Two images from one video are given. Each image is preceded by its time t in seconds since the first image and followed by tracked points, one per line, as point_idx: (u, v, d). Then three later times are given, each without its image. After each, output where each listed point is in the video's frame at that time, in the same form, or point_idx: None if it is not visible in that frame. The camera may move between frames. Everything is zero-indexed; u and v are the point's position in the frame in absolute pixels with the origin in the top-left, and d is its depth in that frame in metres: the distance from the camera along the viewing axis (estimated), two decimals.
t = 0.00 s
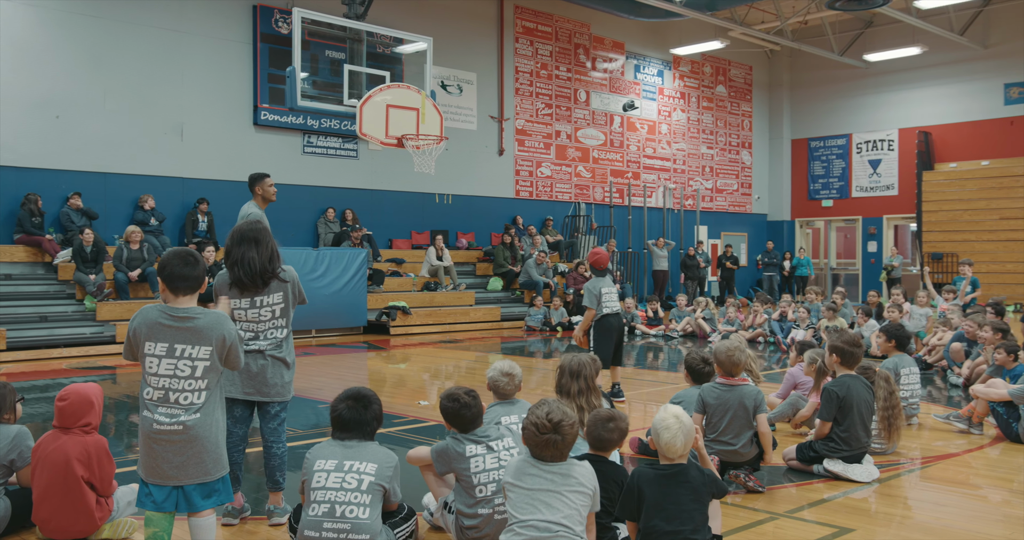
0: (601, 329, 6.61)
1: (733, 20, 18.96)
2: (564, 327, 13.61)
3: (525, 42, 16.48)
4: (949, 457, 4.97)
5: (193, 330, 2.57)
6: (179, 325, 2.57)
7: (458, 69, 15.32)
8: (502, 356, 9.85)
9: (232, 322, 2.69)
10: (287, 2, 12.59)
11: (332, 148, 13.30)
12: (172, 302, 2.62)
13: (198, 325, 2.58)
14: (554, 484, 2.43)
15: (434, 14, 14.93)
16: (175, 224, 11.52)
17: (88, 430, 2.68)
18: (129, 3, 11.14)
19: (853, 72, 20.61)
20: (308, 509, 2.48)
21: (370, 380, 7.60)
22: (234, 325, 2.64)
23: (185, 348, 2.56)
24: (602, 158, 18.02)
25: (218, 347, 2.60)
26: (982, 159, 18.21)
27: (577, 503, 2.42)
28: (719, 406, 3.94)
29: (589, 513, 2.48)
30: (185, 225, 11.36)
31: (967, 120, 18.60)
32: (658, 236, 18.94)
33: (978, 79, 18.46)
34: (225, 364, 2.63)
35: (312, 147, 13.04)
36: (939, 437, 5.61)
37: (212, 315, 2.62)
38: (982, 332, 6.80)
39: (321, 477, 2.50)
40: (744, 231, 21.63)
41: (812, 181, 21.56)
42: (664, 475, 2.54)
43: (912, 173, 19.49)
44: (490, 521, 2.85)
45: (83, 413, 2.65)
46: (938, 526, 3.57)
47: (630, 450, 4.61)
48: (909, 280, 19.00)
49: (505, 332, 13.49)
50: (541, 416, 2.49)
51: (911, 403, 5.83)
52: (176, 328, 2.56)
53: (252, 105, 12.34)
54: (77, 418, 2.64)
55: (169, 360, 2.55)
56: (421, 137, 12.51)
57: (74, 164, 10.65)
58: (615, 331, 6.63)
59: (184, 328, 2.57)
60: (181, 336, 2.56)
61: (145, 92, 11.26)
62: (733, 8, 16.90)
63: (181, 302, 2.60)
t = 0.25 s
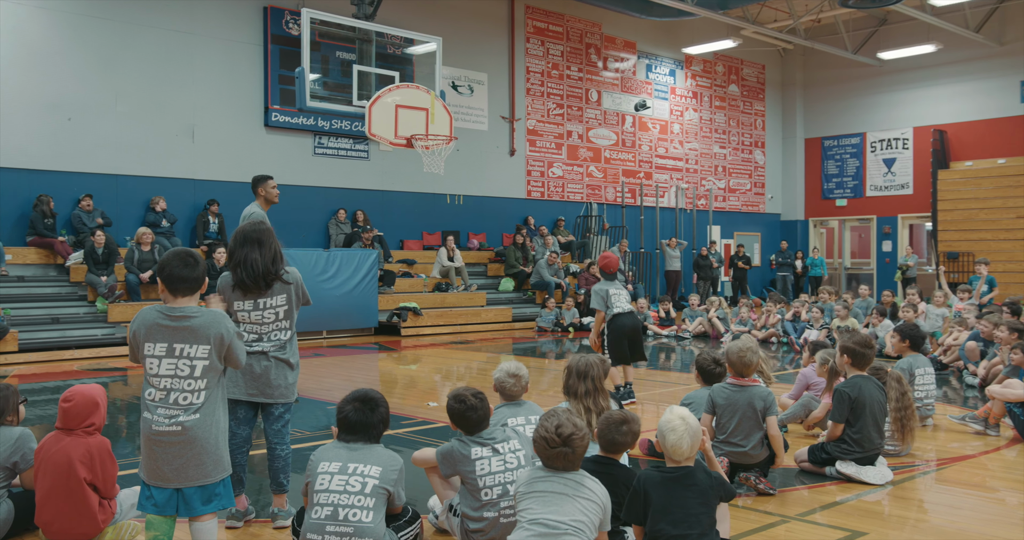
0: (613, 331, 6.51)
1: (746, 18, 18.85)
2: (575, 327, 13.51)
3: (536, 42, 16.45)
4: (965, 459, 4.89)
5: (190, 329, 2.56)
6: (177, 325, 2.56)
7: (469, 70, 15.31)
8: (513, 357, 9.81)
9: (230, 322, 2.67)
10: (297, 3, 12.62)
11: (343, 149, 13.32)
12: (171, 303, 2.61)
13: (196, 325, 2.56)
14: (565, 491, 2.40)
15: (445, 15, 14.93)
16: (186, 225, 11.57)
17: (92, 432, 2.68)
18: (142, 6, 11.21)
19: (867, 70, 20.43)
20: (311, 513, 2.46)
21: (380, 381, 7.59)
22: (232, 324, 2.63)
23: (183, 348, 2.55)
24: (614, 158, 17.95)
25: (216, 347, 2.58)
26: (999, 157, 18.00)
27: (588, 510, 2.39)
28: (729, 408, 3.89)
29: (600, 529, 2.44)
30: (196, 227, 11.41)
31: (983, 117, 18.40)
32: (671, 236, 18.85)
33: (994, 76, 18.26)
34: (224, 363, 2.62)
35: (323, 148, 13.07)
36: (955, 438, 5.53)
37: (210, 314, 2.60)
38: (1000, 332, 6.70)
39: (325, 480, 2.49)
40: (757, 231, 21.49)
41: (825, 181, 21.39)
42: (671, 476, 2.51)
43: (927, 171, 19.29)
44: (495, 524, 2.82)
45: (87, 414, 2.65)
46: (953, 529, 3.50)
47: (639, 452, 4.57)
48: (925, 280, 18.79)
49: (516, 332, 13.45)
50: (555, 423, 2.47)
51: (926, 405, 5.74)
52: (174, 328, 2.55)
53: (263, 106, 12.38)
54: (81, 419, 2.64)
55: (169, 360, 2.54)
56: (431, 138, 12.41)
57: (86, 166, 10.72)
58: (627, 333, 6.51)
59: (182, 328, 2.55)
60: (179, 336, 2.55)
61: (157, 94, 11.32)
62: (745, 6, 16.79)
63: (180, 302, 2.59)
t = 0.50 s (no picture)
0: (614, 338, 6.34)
1: (755, 16, 18.74)
2: (584, 327, 13.46)
3: (544, 41, 16.39)
4: (977, 460, 4.81)
5: (183, 332, 2.53)
6: (170, 328, 2.52)
7: (477, 69, 15.27)
8: (521, 356, 9.77)
9: (224, 322, 2.64)
10: (304, 3, 12.61)
11: (350, 149, 13.31)
12: (164, 305, 2.57)
13: (189, 328, 2.53)
14: (578, 487, 2.38)
15: (452, 14, 14.89)
16: (193, 226, 11.58)
17: (87, 435, 2.67)
18: (149, 7, 11.22)
19: (878, 68, 20.27)
20: (307, 516, 2.42)
21: (385, 382, 7.55)
22: (226, 325, 2.59)
23: (177, 351, 2.52)
24: (623, 157, 17.87)
25: (211, 348, 2.55)
26: (1012, 154, 17.82)
27: (599, 509, 2.35)
28: (735, 409, 3.82)
29: (609, 533, 2.40)
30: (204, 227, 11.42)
31: (995, 114, 18.22)
32: (680, 235, 18.75)
33: (1006, 73, 18.08)
34: (219, 365, 2.59)
35: (331, 148, 13.06)
36: (967, 439, 5.44)
37: (202, 316, 2.56)
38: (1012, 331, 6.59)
39: (322, 483, 2.45)
40: (767, 230, 21.36)
41: (836, 179, 21.23)
42: (672, 480, 2.48)
43: (939, 169, 19.12)
44: (495, 528, 2.79)
45: (80, 416, 2.64)
46: (964, 532, 3.43)
47: (644, 453, 4.52)
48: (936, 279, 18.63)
49: (524, 332, 13.39)
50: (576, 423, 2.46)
51: (937, 405, 5.66)
52: (167, 331, 2.52)
53: (270, 106, 12.38)
54: (75, 422, 2.63)
55: (163, 364, 2.52)
56: (437, 137, 12.48)
57: (93, 167, 10.74)
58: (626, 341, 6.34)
59: (175, 332, 2.52)
60: (172, 340, 2.52)
61: (164, 95, 11.33)
62: (754, 4, 16.68)
63: (173, 304, 2.56)
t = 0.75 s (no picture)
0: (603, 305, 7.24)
1: (762, 12, 18.62)
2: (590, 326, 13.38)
3: (550, 38, 16.31)
4: (988, 461, 4.72)
5: (170, 334, 2.48)
6: (156, 330, 2.48)
7: (482, 67, 15.20)
8: (526, 355, 9.71)
9: (214, 322, 2.59)
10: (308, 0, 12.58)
11: (355, 147, 13.28)
12: (151, 305, 2.53)
13: (177, 329, 2.48)
14: (588, 485, 2.35)
15: (457, 11, 14.82)
16: (197, 225, 11.56)
17: (78, 436, 2.63)
18: (152, 4, 11.19)
19: (886, 64, 20.11)
20: (301, 521, 2.37)
21: (389, 381, 7.50)
22: (216, 326, 2.55)
23: (164, 353, 2.48)
24: (629, 155, 17.79)
25: (199, 350, 2.51)
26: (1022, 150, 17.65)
27: (607, 506, 2.29)
28: (740, 409, 3.76)
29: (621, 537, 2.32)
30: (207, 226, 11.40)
31: (1005, 110, 18.06)
32: (686, 233, 18.65)
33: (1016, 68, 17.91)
34: (209, 367, 2.55)
35: (335, 146, 13.02)
36: (977, 440, 5.35)
37: (191, 316, 2.52)
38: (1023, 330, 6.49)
39: (315, 487, 2.39)
40: (774, 227, 21.23)
41: (844, 176, 21.08)
42: (675, 484, 2.43)
43: (948, 165, 18.96)
44: (494, 532, 2.74)
45: (71, 417, 2.60)
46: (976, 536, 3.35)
47: (647, 454, 4.46)
48: (945, 276, 18.49)
49: (530, 331, 13.32)
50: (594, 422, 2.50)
51: (946, 404, 5.58)
52: (154, 332, 2.48)
53: (274, 104, 12.36)
54: (65, 423, 2.59)
55: (150, 366, 2.48)
56: (440, 134, 12.38)
57: (97, 165, 10.73)
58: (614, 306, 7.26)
59: (162, 333, 2.48)
60: (159, 341, 2.47)
61: (167, 93, 11.31)
62: None
63: (160, 304, 2.51)
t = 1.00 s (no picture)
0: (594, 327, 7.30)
1: (768, 9, 18.50)
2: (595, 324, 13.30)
3: (554, 35, 16.23)
4: (999, 464, 4.63)
5: (155, 335, 2.43)
6: (142, 330, 2.43)
7: (487, 64, 15.13)
8: (530, 354, 9.64)
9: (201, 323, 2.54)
10: None
11: (358, 145, 13.23)
12: (138, 305, 2.49)
13: (162, 330, 2.43)
14: (592, 491, 2.28)
15: (461, 8, 14.75)
16: (200, 223, 11.53)
17: (68, 440, 2.58)
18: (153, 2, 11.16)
19: (893, 60, 19.97)
20: (293, 528, 2.32)
21: (391, 381, 7.45)
22: (203, 326, 2.50)
23: (149, 354, 2.43)
24: (634, 152, 17.69)
25: (185, 352, 2.46)
26: None
27: (611, 512, 2.23)
28: (745, 411, 3.68)
29: None
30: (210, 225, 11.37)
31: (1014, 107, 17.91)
32: (692, 231, 18.55)
33: None
34: (194, 370, 2.49)
35: (338, 144, 12.99)
36: (988, 441, 5.26)
37: (177, 317, 2.47)
38: None
39: (307, 493, 2.33)
40: (781, 225, 21.12)
41: (850, 174, 20.94)
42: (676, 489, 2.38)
43: (956, 162, 18.80)
44: None
45: (61, 420, 2.55)
46: None
47: (650, 457, 4.39)
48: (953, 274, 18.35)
49: (535, 330, 13.25)
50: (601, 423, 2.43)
51: (955, 405, 5.49)
52: (140, 332, 2.43)
53: (277, 103, 12.32)
54: (54, 426, 2.54)
55: (134, 368, 2.43)
56: (442, 132, 12.18)
57: (100, 164, 10.71)
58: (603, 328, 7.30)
59: (147, 333, 2.43)
60: (144, 342, 2.43)
61: (170, 90, 11.28)
62: None
63: (146, 304, 2.47)
